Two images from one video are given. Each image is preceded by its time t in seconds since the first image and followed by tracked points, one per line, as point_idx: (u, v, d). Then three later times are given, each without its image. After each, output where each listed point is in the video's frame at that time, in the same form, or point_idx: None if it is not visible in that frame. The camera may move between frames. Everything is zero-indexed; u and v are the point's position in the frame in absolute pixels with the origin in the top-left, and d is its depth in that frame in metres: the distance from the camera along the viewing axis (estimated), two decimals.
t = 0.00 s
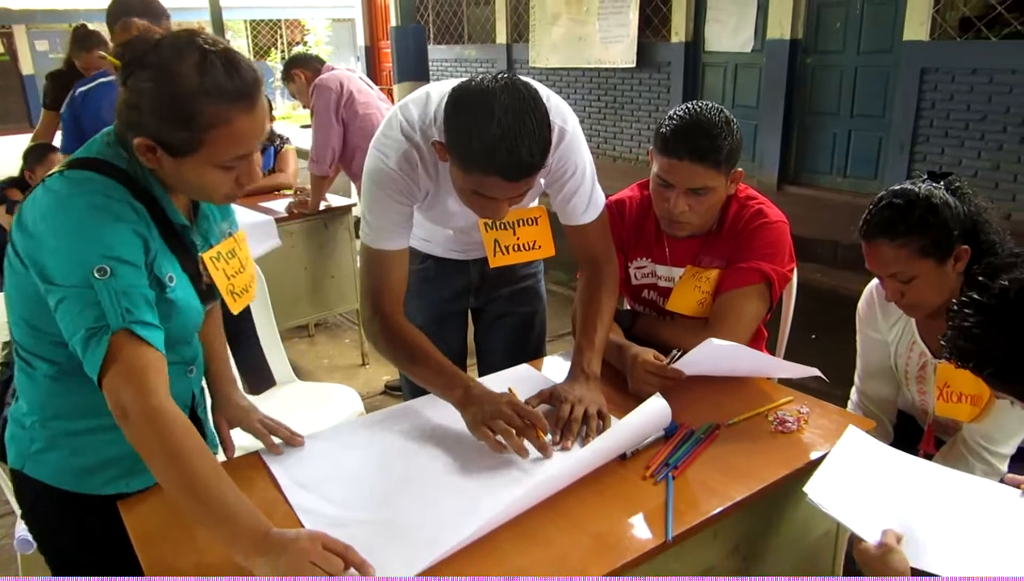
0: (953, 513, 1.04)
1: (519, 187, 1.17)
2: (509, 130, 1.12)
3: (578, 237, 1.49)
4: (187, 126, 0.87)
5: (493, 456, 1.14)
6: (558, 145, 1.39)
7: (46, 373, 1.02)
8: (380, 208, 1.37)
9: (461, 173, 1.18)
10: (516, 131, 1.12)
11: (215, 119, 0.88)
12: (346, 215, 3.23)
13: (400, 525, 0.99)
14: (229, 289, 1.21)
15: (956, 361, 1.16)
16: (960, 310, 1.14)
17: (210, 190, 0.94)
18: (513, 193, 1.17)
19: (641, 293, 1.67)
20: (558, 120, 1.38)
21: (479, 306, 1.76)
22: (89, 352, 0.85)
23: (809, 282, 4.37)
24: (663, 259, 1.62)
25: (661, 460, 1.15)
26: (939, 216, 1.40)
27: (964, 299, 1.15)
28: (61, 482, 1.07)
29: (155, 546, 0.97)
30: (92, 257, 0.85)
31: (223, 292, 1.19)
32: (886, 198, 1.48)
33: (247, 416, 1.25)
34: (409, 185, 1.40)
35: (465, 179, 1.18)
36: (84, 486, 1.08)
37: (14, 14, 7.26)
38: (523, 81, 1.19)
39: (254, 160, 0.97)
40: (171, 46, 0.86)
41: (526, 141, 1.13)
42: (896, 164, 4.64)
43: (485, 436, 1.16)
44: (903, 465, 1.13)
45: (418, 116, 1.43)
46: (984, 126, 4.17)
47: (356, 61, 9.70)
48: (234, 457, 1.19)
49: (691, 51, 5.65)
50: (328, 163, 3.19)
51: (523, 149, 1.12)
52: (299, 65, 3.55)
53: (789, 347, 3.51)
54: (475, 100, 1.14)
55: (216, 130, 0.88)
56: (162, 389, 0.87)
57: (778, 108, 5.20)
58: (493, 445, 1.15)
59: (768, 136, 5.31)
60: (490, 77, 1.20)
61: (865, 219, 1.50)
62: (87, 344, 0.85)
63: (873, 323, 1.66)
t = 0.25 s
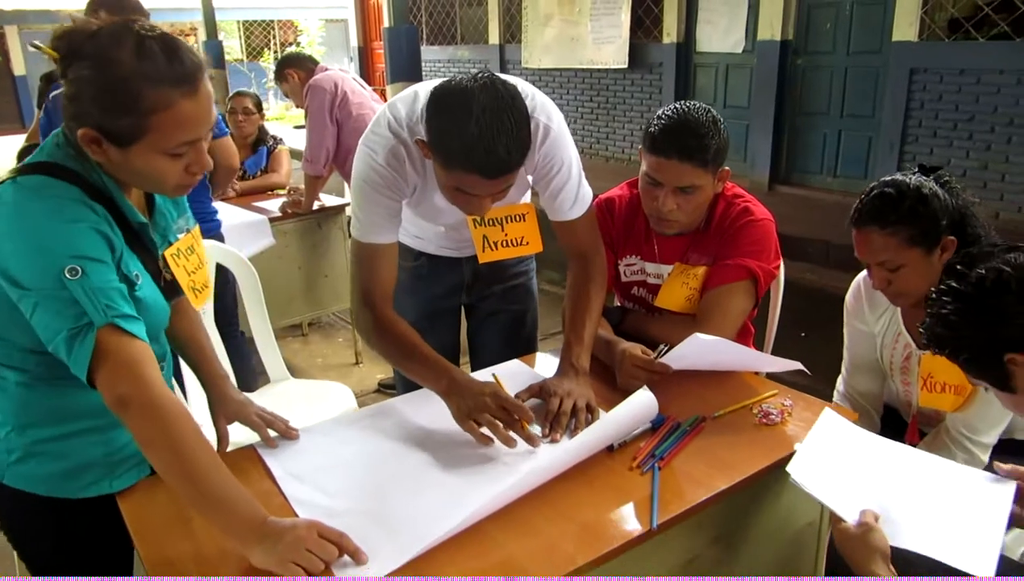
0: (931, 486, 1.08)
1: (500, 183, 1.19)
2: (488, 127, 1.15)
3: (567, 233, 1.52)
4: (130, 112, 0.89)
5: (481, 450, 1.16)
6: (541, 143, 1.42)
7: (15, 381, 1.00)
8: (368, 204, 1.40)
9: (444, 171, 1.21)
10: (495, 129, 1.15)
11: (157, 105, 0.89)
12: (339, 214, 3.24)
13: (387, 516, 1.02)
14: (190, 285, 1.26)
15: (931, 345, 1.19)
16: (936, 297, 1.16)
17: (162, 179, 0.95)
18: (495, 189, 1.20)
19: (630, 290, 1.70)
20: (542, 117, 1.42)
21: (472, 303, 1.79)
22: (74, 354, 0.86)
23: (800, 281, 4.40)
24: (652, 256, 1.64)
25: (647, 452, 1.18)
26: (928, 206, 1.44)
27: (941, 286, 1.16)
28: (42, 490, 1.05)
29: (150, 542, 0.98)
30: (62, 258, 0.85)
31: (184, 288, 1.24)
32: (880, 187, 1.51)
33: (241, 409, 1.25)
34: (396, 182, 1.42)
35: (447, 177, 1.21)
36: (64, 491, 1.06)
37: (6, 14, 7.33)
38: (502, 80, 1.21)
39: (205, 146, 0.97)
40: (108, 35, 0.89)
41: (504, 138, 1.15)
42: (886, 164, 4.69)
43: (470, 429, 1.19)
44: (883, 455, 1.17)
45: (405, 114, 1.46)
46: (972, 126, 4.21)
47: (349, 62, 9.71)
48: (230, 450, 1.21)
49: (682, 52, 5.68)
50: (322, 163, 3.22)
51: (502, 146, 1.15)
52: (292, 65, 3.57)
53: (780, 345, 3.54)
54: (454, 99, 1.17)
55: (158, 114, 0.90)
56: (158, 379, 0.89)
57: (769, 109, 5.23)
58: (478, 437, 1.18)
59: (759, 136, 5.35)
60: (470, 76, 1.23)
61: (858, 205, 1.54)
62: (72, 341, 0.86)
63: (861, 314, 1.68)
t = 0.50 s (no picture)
0: (901, 502, 1.11)
1: (491, 182, 1.22)
2: (478, 128, 1.18)
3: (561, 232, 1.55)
4: (116, 102, 0.91)
5: (472, 444, 1.19)
6: (534, 144, 1.45)
7: (13, 375, 1.02)
8: (364, 202, 1.42)
9: (436, 171, 1.23)
10: (486, 129, 1.18)
11: (143, 97, 0.92)
12: (337, 214, 3.27)
13: (379, 508, 1.04)
14: (179, 280, 1.25)
15: (922, 326, 1.16)
16: (932, 275, 1.14)
17: (150, 170, 0.98)
18: (486, 188, 1.23)
19: (622, 290, 1.72)
20: (534, 119, 1.45)
21: (468, 301, 1.82)
22: (76, 344, 0.88)
23: (795, 283, 4.44)
24: (643, 256, 1.67)
25: (635, 447, 1.21)
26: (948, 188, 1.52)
27: (939, 264, 1.14)
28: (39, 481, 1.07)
29: (150, 526, 1.01)
30: (61, 251, 0.88)
31: (174, 283, 1.24)
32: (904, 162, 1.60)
33: (237, 402, 1.27)
34: (391, 181, 1.45)
35: (439, 176, 1.24)
36: (61, 482, 1.08)
37: (6, 13, 7.57)
38: (492, 81, 1.24)
39: (191, 139, 1.01)
40: (93, 29, 0.91)
41: (495, 139, 1.18)
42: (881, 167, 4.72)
43: (460, 423, 1.22)
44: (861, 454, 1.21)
45: (400, 114, 1.48)
46: (967, 130, 4.25)
47: (348, 62, 9.75)
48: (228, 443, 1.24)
49: (680, 55, 5.72)
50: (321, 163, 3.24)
51: (493, 146, 1.18)
52: (291, 65, 3.59)
53: (774, 346, 3.57)
54: (445, 100, 1.20)
55: (146, 104, 0.93)
56: (160, 366, 0.92)
57: (765, 111, 5.27)
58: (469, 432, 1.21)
59: (756, 139, 5.38)
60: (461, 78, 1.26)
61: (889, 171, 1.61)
62: (74, 332, 0.88)
63: (859, 304, 1.72)
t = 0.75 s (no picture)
0: (903, 486, 1.14)
1: (499, 177, 1.25)
2: (486, 125, 1.21)
3: (570, 232, 1.58)
4: (139, 100, 0.95)
5: (482, 439, 1.22)
6: (542, 142, 1.49)
7: (43, 368, 1.07)
8: (375, 197, 1.46)
9: (447, 166, 1.27)
10: (494, 126, 1.21)
11: (165, 95, 0.96)
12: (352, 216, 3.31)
13: (389, 497, 1.08)
14: (202, 275, 1.33)
15: (936, 301, 1.15)
16: (951, 252, 1.12)
17: (172, 165, 1.02)
18: (495, 182, 1.26)
19: (630, 289, 1.75)
20: (542, 117, 1.49)
21: (479, 300, 1.85)
22: (105, 335, 0.91)
23: (809, 284, 4.43)
24: (650, 256, 1.70)
25: (640, 441, 1.23)
26: (985, 172, 1.59)
27: (964, 239, 1.12)
28: (68, 470, 1.12)
29: (169, 515, 1.05)
30: (89, 245, 0.91)
31: (197, 279, 1.32)
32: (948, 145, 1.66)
33: (252, 397, 1.31)
34: (402, 177, 1.49)
35: (450, 172, 1.27)
36: (88, 472, 1.12)
37: (28, 20, 7.73)
38: (501, 79, 1.27)
39: (213, 139, 1.05)
40: (116, 31, 0.96)
41: (503, 135, 1.21)
42: (896, 167, 4.70)
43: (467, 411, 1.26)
44: (861, 446, 1.23)
45: (411, 112, 1.52)
46: (983, 130, 4.23)
47: (363, 66, 9.82)
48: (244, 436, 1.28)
49: (693, 56, 5.73)
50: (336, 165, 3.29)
51: (501, 142, 1.21)
52: (306, 69, 3.65)
53: (787, 347, 3.58)
54: (455, 99, 1.23)
55: (168, 100, 0.97)
56: (184, 357, 0.95)
57: (779, 112, 5.26)
58: (477, 418, 1.26)
59: (770, 140, 5.38)
60: (471, 76, 1.29)
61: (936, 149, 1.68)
62: (103, 323, 0.91)
63: (878, 291, 1.77)
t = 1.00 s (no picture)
0: (892, 480, 1.15)
1: (500, 173, 1.28)
2: (486, 123, 1.24)
3: (572, 230, 1.61)
4: (159, 93, 0.99)
5: (484, 432, 1.25)
6: (542, 139, 1.52)
7: (65, 358, 1.11)
8: (378, 193, 1.50)
9: (450, 162, 1.30)
10: (493, 124, 1.24)
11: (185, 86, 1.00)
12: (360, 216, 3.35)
13: (392, 487, 1.11)
14: (218, 269, 1.40)
15: (934, 277, 1.12)
16: (958, 230, 1.09)
17: (189, 158, 1.05)
18: (496, 178, 1.29)
19: (630, 288, 1.77)
20: (543, 116, 1.52)
21: (483, 298, 1.88)
22: (122, 324, 0.95)
23: (815, 285, 4.44)
24: (650, 255, 1.72)
25: (636, 435, 1.26)
26: (1012, 162, 1.61)
27: (973, 219, 1.08)
28: (87, 459, 1.16)
29: (178, 503, 1.09)
30: (108, 239, 0.95)
31: (212, 273, 1.38)
32: (976, 136, 1.68)
33: (260, 391, 1.35)
34: (405, 174, 1.53)
35: (452, 167, 1.30)
36: (106, 460, 1.16)
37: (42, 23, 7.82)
38: (503, 78, 1.30)
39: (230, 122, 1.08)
40: (134, 30, 1.00)
41: (503, 130, 1.25)
42: (904, 167, 4.70)
43: (458, 398, 1.32)
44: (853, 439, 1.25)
45: (416, 110, 1.55)
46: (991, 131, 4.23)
47: (373, 68, 9.86)
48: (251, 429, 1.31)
49: (700, 58, 5.74)
50: (346, 167, 3.33)
51: (500, 140, 1.24)
52: (316, 72, 3.69)
53: (792, 347, 3.59)
54: (456, 97, 1.27)
55: (186, 91, 1.00)
56: (197, 347, 0.98)
57: (787, 113, 5.26)
58: (463, 405, 1.31)
59: (778, 142, 5.38)
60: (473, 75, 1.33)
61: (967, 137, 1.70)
62: (120, 312, 0.95)
63: (888, 280, 1.83)
